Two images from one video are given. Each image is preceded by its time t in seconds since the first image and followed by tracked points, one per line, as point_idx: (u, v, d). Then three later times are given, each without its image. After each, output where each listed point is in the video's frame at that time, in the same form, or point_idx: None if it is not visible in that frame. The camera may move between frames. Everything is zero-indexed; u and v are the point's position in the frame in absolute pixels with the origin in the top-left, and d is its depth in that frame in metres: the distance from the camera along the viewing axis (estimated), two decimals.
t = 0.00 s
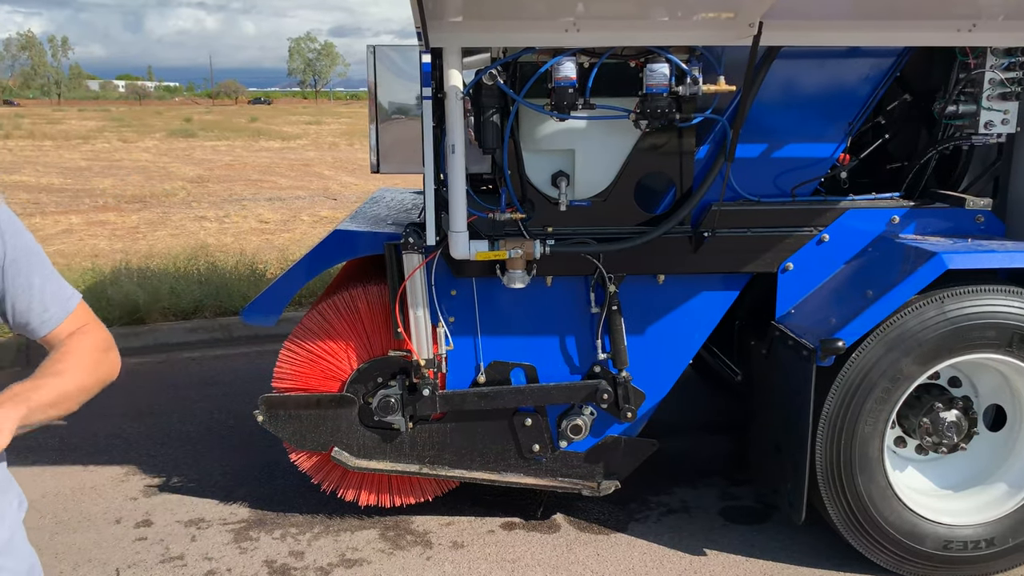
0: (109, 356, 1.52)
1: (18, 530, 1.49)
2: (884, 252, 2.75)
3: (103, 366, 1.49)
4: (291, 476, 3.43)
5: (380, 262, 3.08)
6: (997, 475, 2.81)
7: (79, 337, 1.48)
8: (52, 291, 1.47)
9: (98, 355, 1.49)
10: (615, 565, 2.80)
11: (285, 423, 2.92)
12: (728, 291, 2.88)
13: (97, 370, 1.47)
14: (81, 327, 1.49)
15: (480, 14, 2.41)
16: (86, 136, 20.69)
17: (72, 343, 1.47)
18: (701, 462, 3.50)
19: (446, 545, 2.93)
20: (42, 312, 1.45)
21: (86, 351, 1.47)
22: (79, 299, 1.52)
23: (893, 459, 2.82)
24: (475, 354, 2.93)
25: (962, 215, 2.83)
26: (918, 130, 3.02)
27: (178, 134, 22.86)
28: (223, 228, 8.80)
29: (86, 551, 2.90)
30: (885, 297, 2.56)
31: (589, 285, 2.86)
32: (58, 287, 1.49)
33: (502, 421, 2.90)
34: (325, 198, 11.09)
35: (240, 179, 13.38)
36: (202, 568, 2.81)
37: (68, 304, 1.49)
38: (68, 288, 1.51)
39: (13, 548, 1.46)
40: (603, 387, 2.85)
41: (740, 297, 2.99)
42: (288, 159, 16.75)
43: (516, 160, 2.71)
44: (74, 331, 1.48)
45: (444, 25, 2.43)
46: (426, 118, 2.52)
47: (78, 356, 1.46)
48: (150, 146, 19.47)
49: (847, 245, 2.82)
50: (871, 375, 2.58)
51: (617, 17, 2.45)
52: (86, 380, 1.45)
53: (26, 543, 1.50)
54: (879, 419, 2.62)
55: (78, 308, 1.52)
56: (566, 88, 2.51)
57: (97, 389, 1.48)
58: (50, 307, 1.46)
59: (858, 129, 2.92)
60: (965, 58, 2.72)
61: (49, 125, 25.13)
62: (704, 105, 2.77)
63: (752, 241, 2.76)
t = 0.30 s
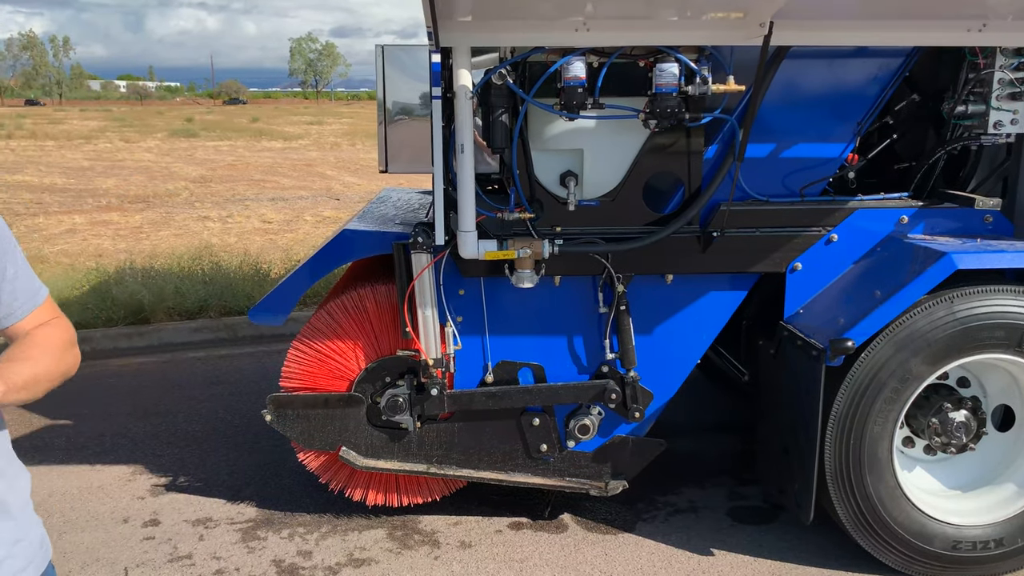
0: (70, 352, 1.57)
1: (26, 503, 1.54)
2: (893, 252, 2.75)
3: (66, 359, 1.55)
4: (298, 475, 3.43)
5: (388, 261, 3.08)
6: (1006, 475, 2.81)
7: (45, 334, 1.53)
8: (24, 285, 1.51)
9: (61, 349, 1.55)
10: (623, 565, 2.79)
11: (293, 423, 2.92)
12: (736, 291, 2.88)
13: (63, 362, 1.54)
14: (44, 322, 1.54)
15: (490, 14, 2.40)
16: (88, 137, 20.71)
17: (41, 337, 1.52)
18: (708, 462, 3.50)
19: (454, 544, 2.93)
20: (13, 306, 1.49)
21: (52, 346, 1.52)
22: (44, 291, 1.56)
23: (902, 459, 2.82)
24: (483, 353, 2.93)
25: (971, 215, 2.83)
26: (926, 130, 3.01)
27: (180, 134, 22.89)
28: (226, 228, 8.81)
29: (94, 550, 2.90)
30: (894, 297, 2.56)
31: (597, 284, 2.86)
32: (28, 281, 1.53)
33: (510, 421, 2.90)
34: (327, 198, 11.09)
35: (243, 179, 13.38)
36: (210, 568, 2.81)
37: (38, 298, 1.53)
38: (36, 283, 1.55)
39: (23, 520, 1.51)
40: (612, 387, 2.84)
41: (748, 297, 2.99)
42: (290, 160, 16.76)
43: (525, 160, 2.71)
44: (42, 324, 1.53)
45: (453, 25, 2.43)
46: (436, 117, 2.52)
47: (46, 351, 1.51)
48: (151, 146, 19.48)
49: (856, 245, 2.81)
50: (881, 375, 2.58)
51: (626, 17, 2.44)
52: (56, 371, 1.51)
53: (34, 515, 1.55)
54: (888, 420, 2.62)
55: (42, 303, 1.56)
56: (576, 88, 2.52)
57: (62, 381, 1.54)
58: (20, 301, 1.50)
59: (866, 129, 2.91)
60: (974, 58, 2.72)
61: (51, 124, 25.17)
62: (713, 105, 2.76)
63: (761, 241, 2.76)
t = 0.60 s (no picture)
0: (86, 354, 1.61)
1: (57, 496, 1.57)
2: (898, 252, 2.75)
3: (82, 364, 1.58)
4: (303, 476, 3.43)
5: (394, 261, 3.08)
6: (1012, 476, 2.81)
7: (63, 337, 1.56)
8: (47, 283, 1.55)
9: (79, 353, 1.58)
10: (629, 565, 2.80)
11: (299, 423, 2.93)
12: (741, 292, 2.88)
13: (81, 366, 1.57)
14: (63, 325, 1.58)
15: (496, 15, 2.41)
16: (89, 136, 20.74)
17: (59, 340, 1.55)
18: (712, 463, 3.51)
19: (459, 545, 2.93)
20: (37, 302, 1.53)
21: (69, 350, 1.55)
22: (63, 293, 1.61)
23: (907, 460, 2.82)
24: (488, 354, 2.93)
25: (977, 216, 2.83)
26: (931, 131, 3.01)
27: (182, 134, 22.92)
28: (229, 228, 8.83)
29: (100, 550, 2.91)
30: (901, 297, 2.56)
31: (603, 285, 2.86)
32: (51, 280, 1.57)
33: (515, 421, 2.90)
34: (329, 199, 11.10)
35: (245, 179, 13.41)
36: (216, 568, 2.81)
37: (57, 298, 1.57)
38: (58, 282, 1.59)
39: (54, 511, 1.53)
40: (617, 388, 2.85)
41: (753, 297, 2.99)
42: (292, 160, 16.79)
43: (530, 159, 2.71)
44: (61, 327, 1.57)
45: (460, 26, 2.43)
46: (442, 118, 2.52)
47: (64, 354, 1.54)
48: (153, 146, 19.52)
49: (862, 245, 2.82)
50: (887, 376, 2.58)
51: (633, 18, 2.45)
52: (76, 375, 1.54)
53: (65, 505, 1.58)
54: (894, 420, 2.62)
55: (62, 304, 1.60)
56: (582, 89, 2.51)
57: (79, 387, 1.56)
58: (43, 299, 1.54)
59: (872, 129, 2.92)
60: (979, 59, 2.72)
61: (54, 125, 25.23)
62: (719, 105, 2.77)
63: (767, 241, 2.76)
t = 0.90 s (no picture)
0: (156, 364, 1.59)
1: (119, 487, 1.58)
2: (899, 253, 2.75)
3: (150, 372, 1.57)
4: (305, 477, 3.44)
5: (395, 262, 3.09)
6: (1012, 477, 2.81)
7: (135, 343, 1.55)
8: (126, 289, 1.54)
9: (149, 361, 1.56)
10: (630, 566, 2.80)
11: (300, 424, 2.93)
12: (742, 293, 2.88)
13: (149, 376, 1.55)
14: (138, 331, 1.57)
15: (498, 16, 2.41)
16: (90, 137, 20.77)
17: (131, 346, 1.54)
18: (714, 463, 3.51)
19: (461, 545, 2.93)
20: (115, 307, 1.52)
21: (138, 357, 1.54)
22: (143, 301, 1.59)
23: (909, 460, 2.82)
24: (490, 355, 2.93)
25: (978, 216, 2.83)
26: (932, 132, 3.01)
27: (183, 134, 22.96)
28: (230, 229, 8.84)
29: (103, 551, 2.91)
30: (902, 298, 2.56)
31: (604, 286, 2.86)
32: (131, 287, 1.55)
33: (517, 422, 2.91)
34: (330, 199, 11.11)
35: (246, 180, 13.42)
36: (219, 568, 2.82)
37: (135, 305, 1.56)
38: (138, 289, 1.57)
39: (116, 502, 1.55)
40: (619, 388, 2.85)
41: (754, 298, 2.99)
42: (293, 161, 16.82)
43: (531, 157, 2.70)
44: (136, 333, 1.56)
45: (461, 27, 2.44)
46: (444, 119, 2.52)
47: (133, 362, 1.53)
48: (154, 147, 19.54)
49: (862, 246, 2.82)
50: (888, 376, 2.58)
51: (634, 20, 2.45)
52: (141, 383, 1.53)
53: (128, 495, 1.59)
54: (896, 421, 2.63)
55: (140, 311, 1.58)
56: (584, 90, 2.52)
57: (145, 394, 1.56)
58: (122, 304, 1.53)
59: (872, 130, 2.92)
60: (981, 60, 2.72)
61: (55, 126, 25.27)
62: (722, 107, 2.79)
63: (768, 243, 2.76)
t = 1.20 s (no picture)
0: (264, 355, 1.65)
1: (197, 468, 1.65)
2: (902, 252, 2.74)
3: (254, 364, 1.62)
4: (306, 476, 3.43)
5: (395, 262, 3.08)
6: (1015, 477, 2.80)
7: (244, 334, 1.62)
8: (230, 286, 1.60)
9: (252, 355, 1.62)
10: (632, 565, 2.79)
11: (301, 423, 2.92)
12: (744, 291, 2.88)
13: (252, 370, 1.61)
14: (249, 323, 1.63)
15: (498, 15, 2.41)
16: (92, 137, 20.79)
17: (239, 338, 1.61)
18: (716, 463, 3.50)
19: (462, 545, 2.93)
20: (219, 303, 1.59)
21: (244, 350, 1.60)
22: (252, 295, 1.65)
23: (912, 460, 2.81)
24: (491, 354, 2.93)
25: (981, 215, 2.82)
26: (935, 130, 3.01)
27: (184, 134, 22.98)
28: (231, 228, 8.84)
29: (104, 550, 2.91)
30: (904, 297, 2.56)
31: (605, 285, 2.86)
32: (238, 284, 1.62)
33: (518, 421, 2.90)
34: (331, 199, 11.11)
35: (247, 180, 13.42)
36: (220, 568, 2.81)
37: (242, 301, 1.62)
38: (246, 285, 1.63)
39: (191, 481, 1.62)
40: (620, 387, 2.84)
41: (756, 297, 2.98)
42: (295, 160, 16.82)
43: (533, 160, 2.71)
44: (246, 326, 1.62)
45: (462, 25, 2.43)
46: (445, 118, 2.52)
47: (238, 354, 1.59)
48: (156, 146, 19.57)
49: (864, 245, 2.81)
50: (891, 375, 2.58)
51: (636, 18, 2.45)
52: (240, 377, 1.58)
53: (204, 476, 1.66)
54: (898, 420, 2.62)
55: (252, 304, 1.65)
56: (585, 88, 2.51)
57: (244, 387, 1.61)
58: (227, 299, 1.60)
59: (875, 129, 2.91)
60: (984, 57, 2.71)
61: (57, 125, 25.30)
62: (723, 104, 2.77)
63: (770, 241, 2.75)
